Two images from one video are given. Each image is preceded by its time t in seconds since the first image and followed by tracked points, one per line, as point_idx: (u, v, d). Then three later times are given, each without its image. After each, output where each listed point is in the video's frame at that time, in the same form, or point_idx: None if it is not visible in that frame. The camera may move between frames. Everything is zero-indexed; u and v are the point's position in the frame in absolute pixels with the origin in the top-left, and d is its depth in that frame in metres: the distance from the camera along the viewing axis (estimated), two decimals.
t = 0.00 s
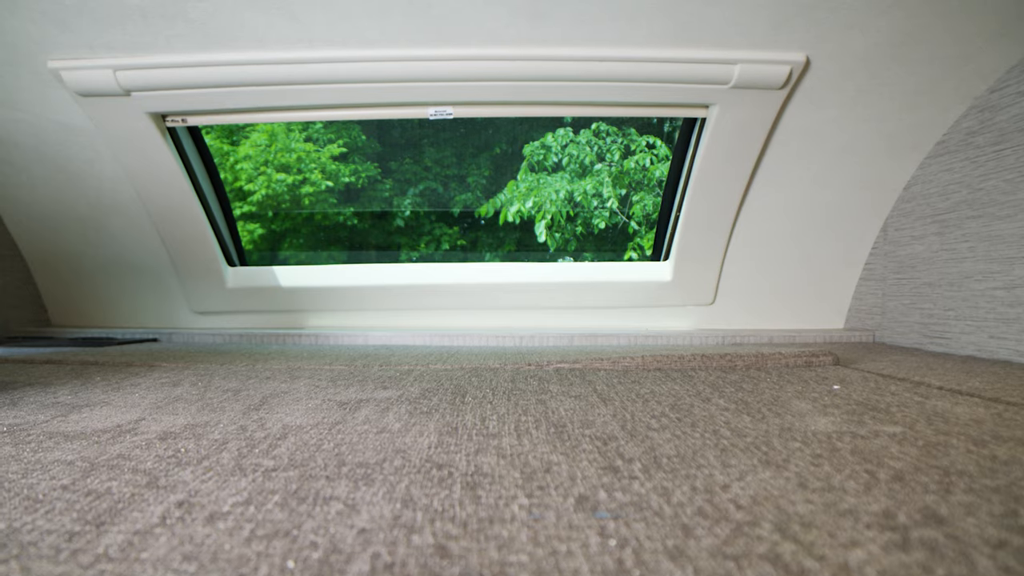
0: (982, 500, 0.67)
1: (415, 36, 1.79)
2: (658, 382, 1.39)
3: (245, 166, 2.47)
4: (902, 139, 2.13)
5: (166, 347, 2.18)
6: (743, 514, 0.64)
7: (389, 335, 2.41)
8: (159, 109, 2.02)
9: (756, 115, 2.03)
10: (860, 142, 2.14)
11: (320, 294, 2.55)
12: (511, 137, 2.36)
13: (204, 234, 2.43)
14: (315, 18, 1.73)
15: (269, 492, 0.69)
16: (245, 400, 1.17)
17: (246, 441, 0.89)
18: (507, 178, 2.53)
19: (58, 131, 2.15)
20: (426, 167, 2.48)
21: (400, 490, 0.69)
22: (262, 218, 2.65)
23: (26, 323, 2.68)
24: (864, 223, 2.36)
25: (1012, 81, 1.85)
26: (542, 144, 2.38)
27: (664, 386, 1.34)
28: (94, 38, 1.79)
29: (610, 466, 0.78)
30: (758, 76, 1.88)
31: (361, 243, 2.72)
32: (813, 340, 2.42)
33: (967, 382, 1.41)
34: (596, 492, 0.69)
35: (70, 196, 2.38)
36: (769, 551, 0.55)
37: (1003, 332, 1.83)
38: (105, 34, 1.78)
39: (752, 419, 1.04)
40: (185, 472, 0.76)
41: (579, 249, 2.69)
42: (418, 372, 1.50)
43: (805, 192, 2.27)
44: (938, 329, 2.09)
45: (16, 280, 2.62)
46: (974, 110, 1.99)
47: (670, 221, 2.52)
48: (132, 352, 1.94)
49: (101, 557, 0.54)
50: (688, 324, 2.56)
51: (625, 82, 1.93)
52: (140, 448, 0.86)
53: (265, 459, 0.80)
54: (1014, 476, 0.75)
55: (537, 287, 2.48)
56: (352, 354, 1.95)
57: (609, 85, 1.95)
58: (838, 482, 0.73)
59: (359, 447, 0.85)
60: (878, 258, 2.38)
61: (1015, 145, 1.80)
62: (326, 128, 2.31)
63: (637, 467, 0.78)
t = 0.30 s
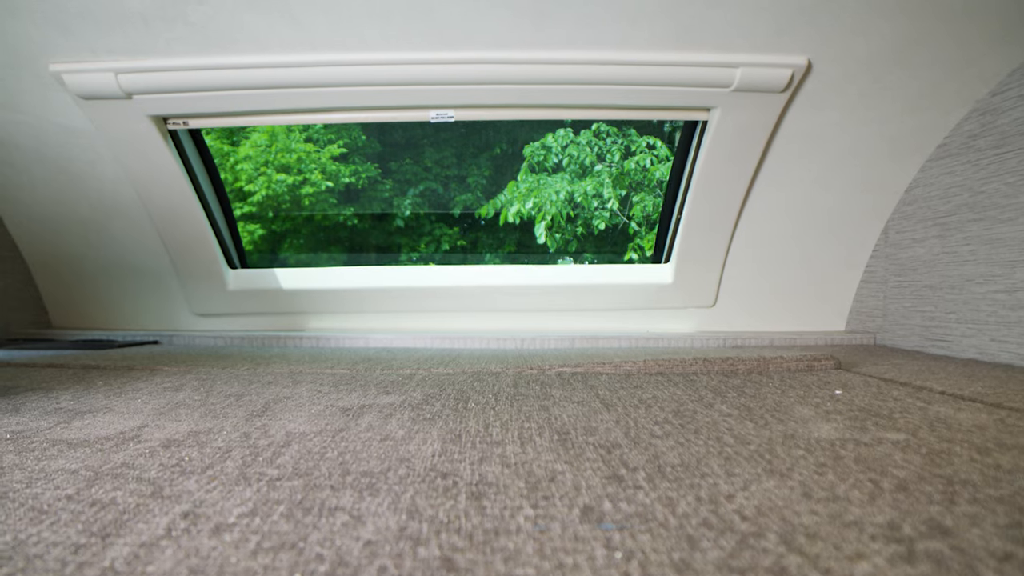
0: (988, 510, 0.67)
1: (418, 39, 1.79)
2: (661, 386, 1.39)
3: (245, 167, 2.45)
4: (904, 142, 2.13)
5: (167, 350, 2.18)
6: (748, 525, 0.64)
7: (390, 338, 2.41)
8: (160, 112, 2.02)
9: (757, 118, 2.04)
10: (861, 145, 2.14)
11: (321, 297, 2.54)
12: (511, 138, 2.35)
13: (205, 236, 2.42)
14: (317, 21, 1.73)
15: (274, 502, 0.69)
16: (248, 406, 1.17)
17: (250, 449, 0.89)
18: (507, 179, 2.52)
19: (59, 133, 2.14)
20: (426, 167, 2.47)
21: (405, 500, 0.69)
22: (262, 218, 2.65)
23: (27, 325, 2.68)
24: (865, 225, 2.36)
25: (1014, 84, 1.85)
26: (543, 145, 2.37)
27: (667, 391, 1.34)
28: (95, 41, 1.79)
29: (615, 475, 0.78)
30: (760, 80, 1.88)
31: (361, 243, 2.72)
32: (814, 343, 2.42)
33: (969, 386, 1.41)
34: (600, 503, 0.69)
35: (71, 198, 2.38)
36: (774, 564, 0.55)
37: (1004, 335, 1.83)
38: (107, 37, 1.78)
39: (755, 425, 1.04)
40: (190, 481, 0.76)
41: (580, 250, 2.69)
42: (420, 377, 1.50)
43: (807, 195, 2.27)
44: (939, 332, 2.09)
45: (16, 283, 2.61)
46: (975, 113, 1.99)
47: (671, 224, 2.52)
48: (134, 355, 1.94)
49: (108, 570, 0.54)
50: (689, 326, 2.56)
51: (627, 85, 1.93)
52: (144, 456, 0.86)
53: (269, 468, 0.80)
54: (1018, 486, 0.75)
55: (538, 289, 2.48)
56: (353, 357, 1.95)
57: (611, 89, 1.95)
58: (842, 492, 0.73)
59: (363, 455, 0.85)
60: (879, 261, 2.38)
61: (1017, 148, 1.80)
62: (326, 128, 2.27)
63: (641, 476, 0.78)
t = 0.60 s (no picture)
0: (992, 521, 0.67)
1: (421, 43, 1.79)
2: (663, 391, 1.39)
3: (245, 167, 2.43)
4: (906, 144, 2.13)
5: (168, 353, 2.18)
6: (753, 536, 0.64)
7: (391, 340, 2.41)
8: (161, 115, 2.02)
9: (757, 121, 2.04)
10: (863, 148, 2.14)
11: (322, 299, 2.54)
12: (512, 138, 2.34)
13: (206, 239, 2.42)
14: (319, 24, 1.72)
15: (279, 512, 0.69)
16: (250, 412, 1.17)
17: (254, 457, 0.89)
18: (507, 179, 2.50)
19: (60, 136, 2.14)
20: (426, 168, 2.46)
21: (410, 511, 0.69)
22: (262, 218, 2.63)
23: (28, 327, 2.67)
24: (866, 228, 2.36)
25: (1015, 87, 1.85)
26: (543, 145, 2.36)
27: (669, 396, 1.34)
28: (97, 44, 1.79)
29: (619, 484, 0.78)
30: (762, 84, 1.88)
31: (361, 244, 2.71)
32: (816, 345, 2.42)
33: (971, 391, 1.41)
34: (605, 513, 0.69)
35: (72, 200, 2.37)
36: None
37: (1006, 339, 1.83)
38: (109, 40, 1.77)
39: (758, 432, 1.04)
40: (194, 490, 0.76)
41: (580, 250, 2.69)
42: (422, 381, 1.50)
43: (808, 197, 2.27)
44: (940, 335, 2.09)
45: (17, 285, 2.61)
46: (977, 116, 1.99)
47: (672, 226, 2.52)
48: (136, 358, 1.94)
49: None
50: (690, 329, 2.56)
51: (628, 88, 1.93)
52: (148, 464, 0.86)
53: (274, 477, 0.80)
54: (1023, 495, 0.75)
55: (539, 291, 2.48)
56: (355, 360, 1.95)
57: (613, 92, 1.95)
58: (846, 502, 0.73)
59: (367, 464, 0.85)
60: (881, 263, 2.38)
61: (1019, 152, 1.80)
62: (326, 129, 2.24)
63: (646, 485, 0.78)
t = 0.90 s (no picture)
0: (997, 531, 0.67)
1: (423, 46, 1.79)
2: (665, 396, 1.39)
3: (245, 168, 2.43)
4: (907, 148, 2.13)
5: (169, 356, 2.18)
6: (759, 547, 0.64)
7: (392, 342, 2.41)
8: (162, 118, 2.02)
9: (758, 125, 2.04)
10: (864, 151, 2.14)
11: (323, 302, 2.54)
12: (512, 139, 2.33)
13: (207, 241, 2.42)
14: (319, 27, 1.72)
15: (285, 522, 0.69)
16: (253, 418, 1.17)
17: (258, 465, 0.89)
18: (507, 179, 2.49)
19: (61, 139, 2.14)
20: (426, 168, 2.45)
21: (415, 521, 0.69)
22: (262, 219, 2.63)
23: (29, 330, 2.67)
24: (866, 230, 2.36)
25: (1017, 91, 1.84)
26: (543, 146, 2.35)
27: (671, 401, 1.34)
28: (98, 47, 1.78)
29: (623, 493, 0.78)
30: (763, 88, 1.88)
31: (361, 246, 2.72)
32: (817, 348, 2.42)
33: (972, 395, 1.41)
34: (610, 523, 0.69)
35: (73, 203, 2.37)
36: None
37: (1007, 342, 1.83)
38: (110, 44, 1.77)
39: (761, 439, 1.04)
40: (199, 500, 0.76)
41: (580, 251, 2.68)
42: (424, 386, 1.50)
43: (809, 200, 2.27)
44: (941, 337, 2.09)
45: (18, 287, 2.61)
46: (978, 119, 1.99)
47: (673, 229, 2.52)
48: (137, 361, 1.94)
49: None
50: (692, 331, 2.56)
51: (630, 92, 1.93)
52: (152, 473, 0.86)
53: (278, 486, 0.80)
54: None
55: (541, 293, 2.48)
56: (357, 364, 1.95)
57: (614, 95, 1.95)
58: (851, 511, 0.73)
59: (371, 472, 0.85)
60: (881, 266, 2.38)
61: (1020, 155, 1.80)
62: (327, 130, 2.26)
63: (650, 494, 0.78)
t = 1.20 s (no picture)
0: (1001, 541, 0.68)
1: (424, 49, 1.79)
2: (667, 401, 1.39)
3: (245, 168, 2.42)
4: (908, 151, 2.14)
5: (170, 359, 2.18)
6: (764, 558, 0.64)
7: (393, 345, 2.41)
8: (163, 120, 2.01)
9: (760, 127, 2.04)
10: (866, 154, 2.14)
11: (324, 304, 2.54)
12: (512, 140, 2.33)
13: (208, 243, 2.42)
14: (321, 30, 1.72)
15: (290, 532, 0.69)
16: (256, 423, 1.17)
17: (261, 473, 0.89)
18: (507, 180, 2.49)
19: (62, 141, 2.14)
20: (426, 169, 2.45)
21: (420, 530, 0.69)
22: (262, 219, 2.62)
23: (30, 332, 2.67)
24: (868, 233, 2.36)
25: (1019, 94, 1.84)
26: (543, 147, 2.35)
27: (673, 406, 1.34)
28: (100, 50, 1.78)
29: (628, 502, 0.78)
30: (766, 92, 1.88)
31: (361, 247, 2.71)
32: (818, 350, 2.42)
33: (974, 400, 1.41)
34: (615, 533, 0.69)
35: (74, 205, 2.37)
36: None
37: (1009, 345, 1.83)
38: (111, 47, 1.77)
39: (764, 445, 1.04)
40: (204, 509, 0.76)
41: (580, 252, 2.67)
42: (426, 390, 1.50)
43: (811, 202, 2.27)
44: (942, 340, 2.09)
45: (20, 290, 2.61)
46: (980, 122, 1.98)
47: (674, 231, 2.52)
48: (138, 365, 1.94)
49: None
50: (692, 333, 2.56)
51: (631, 95, 1.93)
52: (157, 481, 0.86)
53: (282, 495, 0.80)
54: None
55: (542, 296, 2.48)
56: (358, 367, 1.95)
57: (615, 98, 1.96)
58: (855, 521, 0.73)
59: (375, 480, 0.85)
60: (883, 268, 2.38)
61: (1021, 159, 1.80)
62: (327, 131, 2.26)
63: (654, 503, 0.78)
